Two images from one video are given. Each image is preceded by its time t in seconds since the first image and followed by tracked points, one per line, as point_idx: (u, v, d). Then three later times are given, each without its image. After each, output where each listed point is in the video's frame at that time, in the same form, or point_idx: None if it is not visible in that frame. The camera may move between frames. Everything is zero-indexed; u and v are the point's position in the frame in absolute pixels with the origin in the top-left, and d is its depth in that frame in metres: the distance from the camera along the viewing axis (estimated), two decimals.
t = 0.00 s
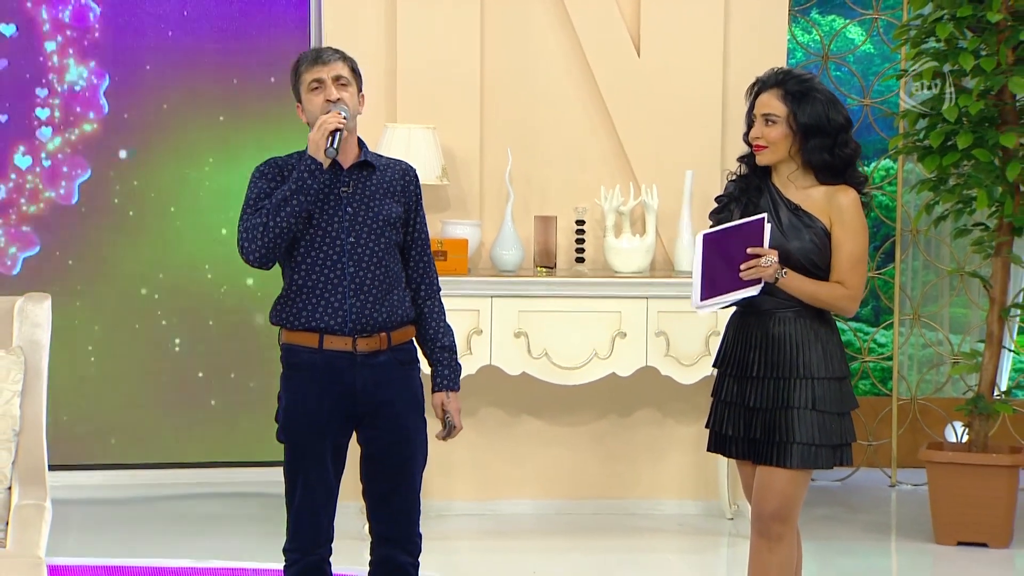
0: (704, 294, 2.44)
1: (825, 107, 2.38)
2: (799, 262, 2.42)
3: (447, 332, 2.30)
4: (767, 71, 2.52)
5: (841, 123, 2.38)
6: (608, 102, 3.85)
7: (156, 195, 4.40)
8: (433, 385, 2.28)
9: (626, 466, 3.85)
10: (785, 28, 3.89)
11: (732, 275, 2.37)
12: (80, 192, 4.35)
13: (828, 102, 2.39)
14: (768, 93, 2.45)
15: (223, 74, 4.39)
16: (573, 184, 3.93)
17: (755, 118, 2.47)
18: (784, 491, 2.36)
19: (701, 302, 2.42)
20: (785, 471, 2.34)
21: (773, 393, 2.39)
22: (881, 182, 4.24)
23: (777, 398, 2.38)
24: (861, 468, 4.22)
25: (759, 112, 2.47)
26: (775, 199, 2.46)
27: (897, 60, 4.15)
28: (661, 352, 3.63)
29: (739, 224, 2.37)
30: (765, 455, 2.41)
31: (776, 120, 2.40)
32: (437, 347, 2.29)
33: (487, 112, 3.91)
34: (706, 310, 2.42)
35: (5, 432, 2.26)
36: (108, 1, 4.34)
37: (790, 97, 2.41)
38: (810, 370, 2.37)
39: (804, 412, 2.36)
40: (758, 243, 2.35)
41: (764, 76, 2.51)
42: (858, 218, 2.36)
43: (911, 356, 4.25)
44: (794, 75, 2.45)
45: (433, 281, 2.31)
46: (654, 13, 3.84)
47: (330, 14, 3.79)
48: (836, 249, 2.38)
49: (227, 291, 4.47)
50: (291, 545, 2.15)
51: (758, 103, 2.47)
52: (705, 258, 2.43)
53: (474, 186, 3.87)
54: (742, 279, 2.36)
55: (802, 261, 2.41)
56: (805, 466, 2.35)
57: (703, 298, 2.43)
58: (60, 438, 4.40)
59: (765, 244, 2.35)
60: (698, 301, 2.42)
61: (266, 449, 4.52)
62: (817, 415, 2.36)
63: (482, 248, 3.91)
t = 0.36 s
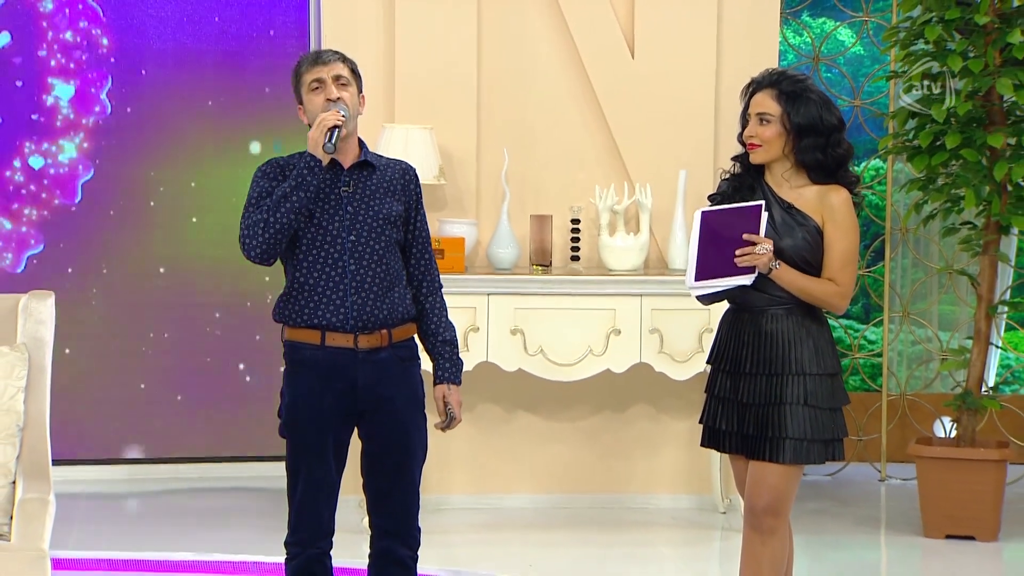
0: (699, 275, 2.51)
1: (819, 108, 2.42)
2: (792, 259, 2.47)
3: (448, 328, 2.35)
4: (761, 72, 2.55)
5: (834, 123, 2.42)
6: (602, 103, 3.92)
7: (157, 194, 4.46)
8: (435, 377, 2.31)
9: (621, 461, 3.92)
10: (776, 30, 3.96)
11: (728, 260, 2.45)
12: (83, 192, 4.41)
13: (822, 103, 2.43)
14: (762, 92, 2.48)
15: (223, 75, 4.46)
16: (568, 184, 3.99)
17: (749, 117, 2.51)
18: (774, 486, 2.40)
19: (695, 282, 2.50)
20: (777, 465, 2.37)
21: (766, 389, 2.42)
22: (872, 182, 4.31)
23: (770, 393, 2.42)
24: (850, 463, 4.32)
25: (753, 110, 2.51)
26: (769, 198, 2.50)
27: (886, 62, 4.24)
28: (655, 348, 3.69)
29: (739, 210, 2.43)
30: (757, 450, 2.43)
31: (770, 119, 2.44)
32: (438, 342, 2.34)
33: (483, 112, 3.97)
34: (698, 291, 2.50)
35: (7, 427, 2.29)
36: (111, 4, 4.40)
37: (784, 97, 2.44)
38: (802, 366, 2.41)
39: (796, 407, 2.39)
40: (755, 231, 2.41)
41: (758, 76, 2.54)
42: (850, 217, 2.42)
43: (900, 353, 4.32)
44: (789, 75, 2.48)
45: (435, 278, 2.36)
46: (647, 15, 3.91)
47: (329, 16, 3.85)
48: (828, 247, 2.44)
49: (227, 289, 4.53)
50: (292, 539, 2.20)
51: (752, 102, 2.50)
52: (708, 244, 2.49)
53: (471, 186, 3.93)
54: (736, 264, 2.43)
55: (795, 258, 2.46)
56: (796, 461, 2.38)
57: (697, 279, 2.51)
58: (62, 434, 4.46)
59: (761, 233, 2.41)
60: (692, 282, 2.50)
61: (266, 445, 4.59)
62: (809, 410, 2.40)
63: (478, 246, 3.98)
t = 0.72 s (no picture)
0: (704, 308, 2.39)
1: (809, 110, 2.44)
2: (783, 258, 2.47)
3: (445, 325, 2.40)
4: (752, 74, 2.56)
5: (824, 124, 2.45)
6: (596, 104, 3.99)
7: (158, 193, 4.52)
8: (428, 375, 2.37)
9: (614, 456, 3.98)
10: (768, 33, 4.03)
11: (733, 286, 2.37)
12: (85, 192, 4.47)
13: (812, 104, 2.45)
14: (752, 95, 2.50)
15: (224, 77, 4.53)
16: (563, 184, 4.06)
17: (740, 119, 2.52)
18: (766, 481, 2.44)
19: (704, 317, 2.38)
20: (769, 461, 2.42)
21: (758, 386, 2.46)
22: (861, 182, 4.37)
23: (761, 391, 2.46)
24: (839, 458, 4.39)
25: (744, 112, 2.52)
26: (760, 199, 2.51)
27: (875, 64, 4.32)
28: (648, 346, 3.76)
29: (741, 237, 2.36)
30: (749, 445, 2.48)
31: (761, 122, 2.46)
32: (434, 339, 2.38)
33: (479, 113, 4.03)
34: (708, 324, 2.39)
35: (11, 423, 2.33)
36: (113, 5, 4.46)
37: (775, 100, 2.46)
38: (793, 363, 2.45)
39: (788, 403, 2.43)
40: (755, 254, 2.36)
41: (749, 78, 2.55)
42: (840, 218, 2.44)
43: (889, 351, 4.40)
44: (779, 78, 2.51)
45: (432, 276, 2.40)
46: (640, 18, 3.98)
47: (329, 19, 3.92)
48: (818, 247, 2.46)
49: (227, 287, 4.59)
50: (291, 533, 2.27)
51: (742, 105, 2.51)
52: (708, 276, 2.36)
53: (467, 186, 4.00)
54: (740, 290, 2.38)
55: (786, 258, 2.47)
56: (788, 457, 2.43)
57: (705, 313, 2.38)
58: (64, 430, 4.51)
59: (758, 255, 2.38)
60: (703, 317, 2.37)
61: (265, 441, 4.66)
62: (800, 407, 2.44)
63: (475, 245, 4.04)
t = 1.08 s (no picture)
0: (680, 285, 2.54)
1: (797, 112, 2.48)
2: (773, 257, 2.53)
3: (442, 319, 2.45)
4: (739, 77, 2.60)
5: (811, 126, 2.49)
6: (590, 105, 4.05)
7: (159, 192, 4.58)
8: (427, 369, 2.41)
9: (608, 451, 4.05)
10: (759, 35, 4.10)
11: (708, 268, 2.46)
12: (87, 191, 4.53)
13: (799, 106, 2.49)
14: (739, 99, 2.53)
15: (225, 77, 4.59)
16: (558, 184, 4.12)
17: (728, 123, 2.56)
18: (757, 474, 2.49)
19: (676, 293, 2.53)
20: (758, 455, 2.47)
21: (748, 382, 2.50)
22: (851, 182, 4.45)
23: (751, 387, 2.50)
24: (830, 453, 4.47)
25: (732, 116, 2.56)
26: (750, 199, 2.56)
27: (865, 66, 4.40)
28: (641, 343, 3.82)
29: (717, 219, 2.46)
30: (739, 440, 2.52)
31: (750, 126, 2.50)
32: (430, 335, 2.43)
33: (475, 113, 4.10)
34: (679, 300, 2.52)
35: (14, 419, 2.38)
36: (114, 7, 4.51)
37: (762, 103, 2.50)
38: (782, 360, 2.49)
39: (777, 399, 2.47)
40: (734, 239, 2.43)
41: (736, 82, 2.60)
42: (827, 214, 2.49)
43: (878, 347, 4.48)
44: (765, 81, 2.53)
45: (429, 272, 2.46)
46: (634, 20, 4.04)
47: (328, 21, 3.98)
48: (807, 245, 2.51)
49: (227, 285, 4.66)
50: (291, 526, 2.33)
51: (730, 109, 2.55)
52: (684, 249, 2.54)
53: (463, 185, 4.06)
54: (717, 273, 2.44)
55: (776, 257, 2.53)
56: (777, 451, 2.47)
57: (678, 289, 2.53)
58: (67, 426, 4.58)
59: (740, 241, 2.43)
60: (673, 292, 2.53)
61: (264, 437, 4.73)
62: (789, 402, 2.49)
63: (471, 244, 4.11)
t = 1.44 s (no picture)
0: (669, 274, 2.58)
1: (785, 109, 2.54)
2: (761, 254, 2.57)
3: (439, 314, 2.51)
4: (730, 76, 2.67)
5: (799, 124, 2.55)
6: (586, 105, 4.12)
7: (161, 191, 4.64)
8: (425, 363, 2.47)
9: (604, 445, 4.12)
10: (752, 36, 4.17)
11: (698, 257, 2.52)
12: (91, 189, 4.59)
13: (787, 104, 2.55)
14: (729, 94, 2.60)
15: (226, 77, 4.65)
16: (555, 182, 4.18)
17: (717, 118, 2.63)
18: (747, 468, 2.52)
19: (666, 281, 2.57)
20: (749, 449, 2.50)
21: (739, 377, 2.54)
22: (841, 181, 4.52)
23: (742, 382, 2.53)
24: (821, 447, 4.57)
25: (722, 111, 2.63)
26: (737, 196, 2.62)
27: (856, 67, 4.47)
28: (636, 339, 3.89)
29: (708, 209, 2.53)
30: (731, 434, 2.56)
31: (738, 119, 2.56)
32: (429, 329, 2.49)
33: (472, 112, 4.16)
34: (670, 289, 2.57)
35: (20, 414, 2.42)
36: (117, 8, 4.57)
37: (751, 99, 2.56)
38: (773, 355, 2.52)
39: (768, 393, 2.50)
40: (723, 230, 2.50)
41: (727, 80, 2.67)
42: (814, 211, 2.55)
43: (869, 343, 4.56)
44: (755, 78, 2.60)
45: (426, 267, 2.51)
46: (628, 21, 4.10)
47: (328, 22, 4.04)
48: (794, 242, 2.56)
49: (228, 282, 4.73)
50: (291, 519, 2.38)
51: (720, 105, 2.62)
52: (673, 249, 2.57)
53: (461, 184, 4.13)
54: (706, 262, 2.51)
55: (763, 253, 2.57)
56: (767, 445, 2.50)
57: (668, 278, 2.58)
58: (71, 421, 4.64)
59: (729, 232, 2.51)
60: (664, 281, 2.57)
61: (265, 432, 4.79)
62: (780, 397, 2.52)
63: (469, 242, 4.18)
